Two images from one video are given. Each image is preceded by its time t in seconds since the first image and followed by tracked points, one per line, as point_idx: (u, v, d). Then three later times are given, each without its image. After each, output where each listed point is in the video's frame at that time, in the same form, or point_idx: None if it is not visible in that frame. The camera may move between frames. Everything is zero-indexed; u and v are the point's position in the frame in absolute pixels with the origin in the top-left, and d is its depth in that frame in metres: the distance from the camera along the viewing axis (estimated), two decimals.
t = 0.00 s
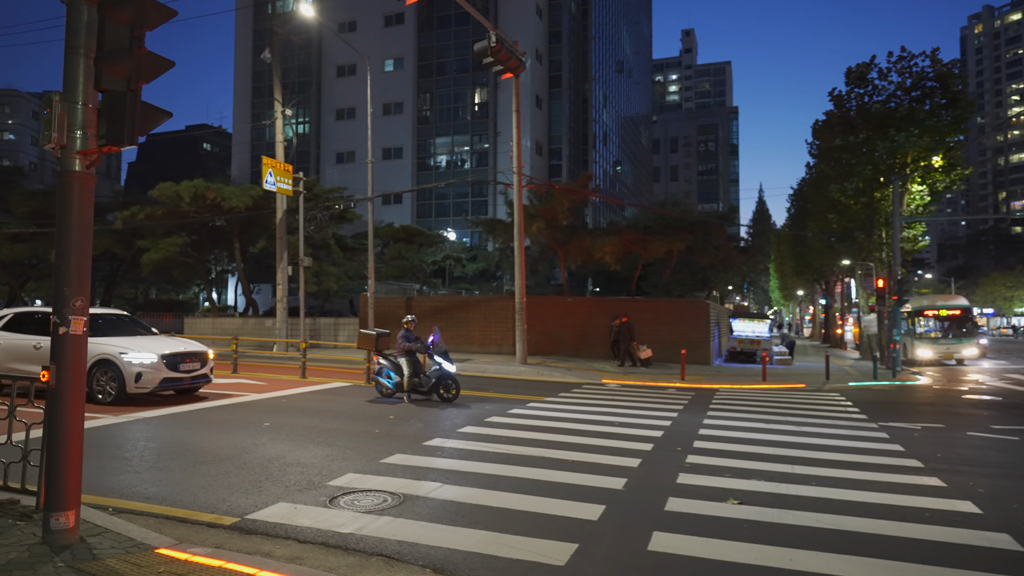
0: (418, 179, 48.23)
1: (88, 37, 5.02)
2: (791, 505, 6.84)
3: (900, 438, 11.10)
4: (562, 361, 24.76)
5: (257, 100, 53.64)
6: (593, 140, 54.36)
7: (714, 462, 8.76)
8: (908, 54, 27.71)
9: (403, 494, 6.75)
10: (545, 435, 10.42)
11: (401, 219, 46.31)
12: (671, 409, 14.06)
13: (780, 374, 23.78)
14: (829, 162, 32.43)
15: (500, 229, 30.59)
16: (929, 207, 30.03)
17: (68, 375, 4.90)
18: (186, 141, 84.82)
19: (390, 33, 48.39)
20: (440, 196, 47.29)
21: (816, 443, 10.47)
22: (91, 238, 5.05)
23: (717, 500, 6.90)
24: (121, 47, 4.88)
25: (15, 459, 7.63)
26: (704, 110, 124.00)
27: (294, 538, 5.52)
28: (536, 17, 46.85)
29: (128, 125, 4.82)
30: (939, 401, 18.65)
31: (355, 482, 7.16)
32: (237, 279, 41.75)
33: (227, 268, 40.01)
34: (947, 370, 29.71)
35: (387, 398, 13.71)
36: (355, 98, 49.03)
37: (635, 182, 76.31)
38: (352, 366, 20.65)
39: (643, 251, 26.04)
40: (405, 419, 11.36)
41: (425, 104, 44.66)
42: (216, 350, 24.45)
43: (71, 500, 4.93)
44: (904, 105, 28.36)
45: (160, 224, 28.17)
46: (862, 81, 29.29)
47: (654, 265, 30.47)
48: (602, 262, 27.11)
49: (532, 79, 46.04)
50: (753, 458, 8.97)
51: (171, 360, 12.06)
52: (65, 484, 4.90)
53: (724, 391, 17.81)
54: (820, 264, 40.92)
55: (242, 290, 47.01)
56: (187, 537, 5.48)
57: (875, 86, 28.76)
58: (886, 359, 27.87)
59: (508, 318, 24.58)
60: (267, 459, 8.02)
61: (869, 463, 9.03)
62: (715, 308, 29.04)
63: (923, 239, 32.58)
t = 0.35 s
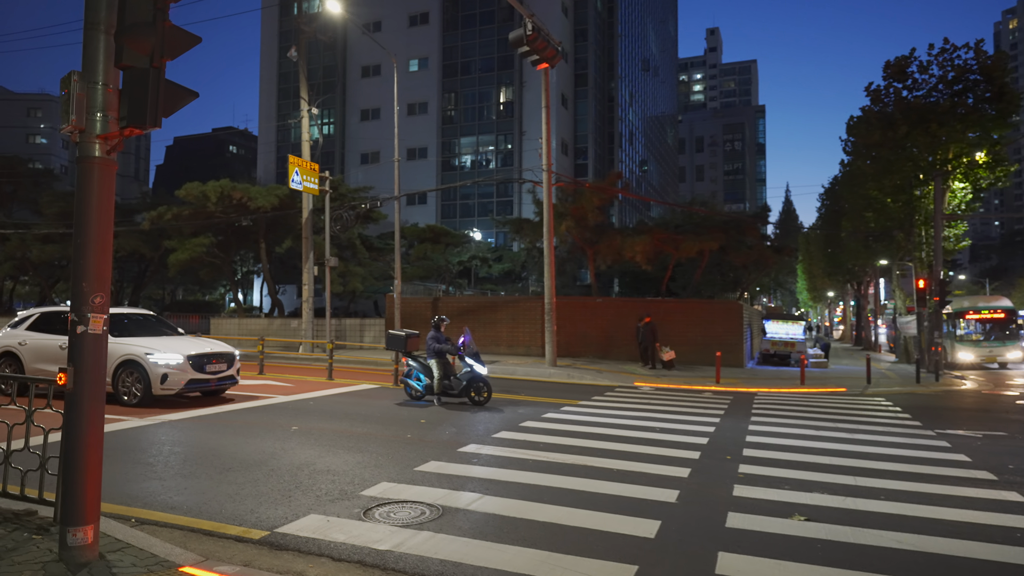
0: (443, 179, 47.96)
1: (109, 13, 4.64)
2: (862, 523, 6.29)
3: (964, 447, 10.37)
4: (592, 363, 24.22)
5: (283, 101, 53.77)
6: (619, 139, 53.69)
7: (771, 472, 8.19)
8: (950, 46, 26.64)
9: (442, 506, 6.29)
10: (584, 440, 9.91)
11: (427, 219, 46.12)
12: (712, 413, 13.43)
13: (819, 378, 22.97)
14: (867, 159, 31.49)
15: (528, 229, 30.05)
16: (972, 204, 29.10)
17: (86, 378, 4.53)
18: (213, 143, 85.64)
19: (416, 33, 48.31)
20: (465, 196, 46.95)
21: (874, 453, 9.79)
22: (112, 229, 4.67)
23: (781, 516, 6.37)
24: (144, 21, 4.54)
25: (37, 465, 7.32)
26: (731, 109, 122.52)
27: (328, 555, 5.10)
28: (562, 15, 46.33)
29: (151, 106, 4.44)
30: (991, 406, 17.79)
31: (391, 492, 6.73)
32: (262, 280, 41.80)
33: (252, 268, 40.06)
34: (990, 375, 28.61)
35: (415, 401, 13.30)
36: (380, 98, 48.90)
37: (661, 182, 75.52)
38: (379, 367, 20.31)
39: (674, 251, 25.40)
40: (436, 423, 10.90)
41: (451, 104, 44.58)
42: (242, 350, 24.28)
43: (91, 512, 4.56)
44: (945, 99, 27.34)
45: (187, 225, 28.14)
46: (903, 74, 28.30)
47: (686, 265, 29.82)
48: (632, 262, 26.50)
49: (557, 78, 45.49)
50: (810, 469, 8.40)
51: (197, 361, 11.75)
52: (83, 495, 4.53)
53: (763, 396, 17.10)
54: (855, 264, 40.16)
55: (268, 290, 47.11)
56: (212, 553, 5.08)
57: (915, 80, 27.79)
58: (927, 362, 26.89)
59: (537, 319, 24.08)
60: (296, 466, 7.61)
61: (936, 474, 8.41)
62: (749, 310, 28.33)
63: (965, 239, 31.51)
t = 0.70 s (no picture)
0: (452, 179, 47.59)
1: None
2: (923, 545, 5.81)
3: (1010, 457, 9.85)
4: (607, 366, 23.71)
5: (291, 101, 53.53)
6: (630, 138, 53.17)
7: (812, 486, 7.72)
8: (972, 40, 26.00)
9: (469, 526, 5.85)
10: (610, 449, 9.46)
11: (436, 219, 45.77)
12: (739, 419, 12.93)
13: (840, 381, 22.42)
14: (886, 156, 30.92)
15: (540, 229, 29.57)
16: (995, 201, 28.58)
17: (83, 393, 4.11)
18: (222, 144, 85.67)
19: (425, 32, 48.02)
20: (474, 196, 46.57)
21: (918, 463, 9.27)
22: (112, 228, 4.26)
23: (834, 538, 5.91)
24: None
25: (37, 479, 6.91)
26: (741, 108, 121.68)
27: None
28: (572, 12, 45.87)
29: (153, 91, 4.03)
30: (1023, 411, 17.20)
31: (412, 510, 6.29)
32: (271, 281, 41.53)
33: (262, 269, 39.80)
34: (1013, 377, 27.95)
35: (430, 405, 12.90)
36: (389, 97, 48.57)
37: (671, 181, 74.91)
38: (391, 370, 19.91)
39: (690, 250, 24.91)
40: (454, 431, 10.47)
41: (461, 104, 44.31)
42: (251, 352, 23.94)
43: (88, 540, 4.16)
44: (968, 94, 26.51)
45: (195, 226, 27.84)
46: (923, 69, 27.70)
47: (701, 265, 29.32)
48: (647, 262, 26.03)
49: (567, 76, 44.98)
50: (854, 482, 7.92)
51: (206, 365, 11.38)
52: (80, 522, 4.12)
53: (787, 399, 16.59)
54: (874, 264, 39.61)
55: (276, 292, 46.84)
56: None
57: (935, 75, 27.20)
58: (949, 364, 26.30)
59: (551, 321, 23.62)
60: (310, 478, 7.21)
61: (988, 487, 7.92)
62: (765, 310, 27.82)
63: (986, 237, 30.87)
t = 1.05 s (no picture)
0: (454, 177, 47.13)
1: None
2: (980, 564, 5.37)
3: None
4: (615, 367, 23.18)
5: (292, 99, 53.05)
6: (634, 136, 52.67)
7: (848, 496, 7.24)
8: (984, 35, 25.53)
9: (487, 543, 5.40)
10: (629, 456, 8.97)
11: (439, 218, 45.34)
12: (757, 422, 12.45)
13: (854, 382, 21.91)
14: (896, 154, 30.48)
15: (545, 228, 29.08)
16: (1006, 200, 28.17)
17: (62, 402, 3.67)
18: (222, 143, 85.22)
19: (427, 29, 47.57)
20: (477, 195, 46.13)
21: (954, 472, 8.77)
22: (95, 217, 3.82)
23: (884, 556, 5.46)
24: None
25: (21, 491, 6.42)
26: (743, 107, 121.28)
27: None
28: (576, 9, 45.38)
29: (141, 62, 3.62)
30: None
31: (425, 524, 5.82)
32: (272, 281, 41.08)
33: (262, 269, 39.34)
34: None
35: (437, 409, 12.45)
36: (390, 96, 48.12)
37: (674, 180, 74.44)
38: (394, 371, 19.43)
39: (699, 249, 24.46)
40: (463, 436, 10.00)
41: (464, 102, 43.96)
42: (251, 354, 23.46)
43: (69, 564, 3.70)
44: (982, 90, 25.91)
45: (194, 224, 27.38)
46: (934, 65, 27.25)
47: (709, 264, 28.86)
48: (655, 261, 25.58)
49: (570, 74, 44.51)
50: (891, 492, 7.46)
51: (203, 368, 10.91)
52: (59, 543, 3.67)
53: (803, 401, 16.09)
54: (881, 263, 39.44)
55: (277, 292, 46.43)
56: None
57: (947, 71, 26.76)
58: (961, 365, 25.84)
59: (558, 321, 23.16)
60: (314, 489, 6.74)
61: None
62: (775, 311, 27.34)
63: (998, 235, 30.40)
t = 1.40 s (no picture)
0: (454, 177, 46.72)
1: None
2: None
3: None
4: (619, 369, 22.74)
5: (289, 98, 52.58)
6: (634, 136, 52.34)
7: (882, 508, 6.86)
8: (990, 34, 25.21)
9: (509, 562, 4.99)
10: (647, 464, 8.57)
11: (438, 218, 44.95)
12: (773, 427, 12.04)
13: (862, 384, 21.56)
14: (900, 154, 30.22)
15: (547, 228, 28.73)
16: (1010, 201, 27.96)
17: (44, 414, 3.26)
18: (218, 143, 84.67)
19: (426, 28, 47.18)
20: (477, 195, 45.78)
21: (986, 479, 8.39)
22: (82, 207, 3.43)
23: None
24: None
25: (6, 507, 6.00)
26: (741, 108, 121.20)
27: None
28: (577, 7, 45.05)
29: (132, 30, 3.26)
30: None
31: (440, 542, 5.40)
32: (270, 281, 40.63)
33: (259, 269, 38.89)
34: None
35: (442, 413, 12.04)
36: (389, 95, 47.73)
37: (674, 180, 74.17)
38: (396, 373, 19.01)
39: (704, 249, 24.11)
40: (472, 442, 9.58)
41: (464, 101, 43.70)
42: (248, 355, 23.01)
43: None
44: (989, 90, 25.45)
45: (191, 223, 26.92)
46: (940, 64, 26.94)
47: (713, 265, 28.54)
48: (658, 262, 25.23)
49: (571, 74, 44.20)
50: (927, 503, 7.07)
51: (200, 371, 10.48)
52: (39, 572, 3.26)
53: (815, 405, 15.70)
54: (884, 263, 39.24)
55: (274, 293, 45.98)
56: None
57: (953, 70, 26.48)
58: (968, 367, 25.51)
59: (561, 322, 22.76)
60: (318, 502, 6.33)
61: None
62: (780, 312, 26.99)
63: (1003, 236, 30.12)
